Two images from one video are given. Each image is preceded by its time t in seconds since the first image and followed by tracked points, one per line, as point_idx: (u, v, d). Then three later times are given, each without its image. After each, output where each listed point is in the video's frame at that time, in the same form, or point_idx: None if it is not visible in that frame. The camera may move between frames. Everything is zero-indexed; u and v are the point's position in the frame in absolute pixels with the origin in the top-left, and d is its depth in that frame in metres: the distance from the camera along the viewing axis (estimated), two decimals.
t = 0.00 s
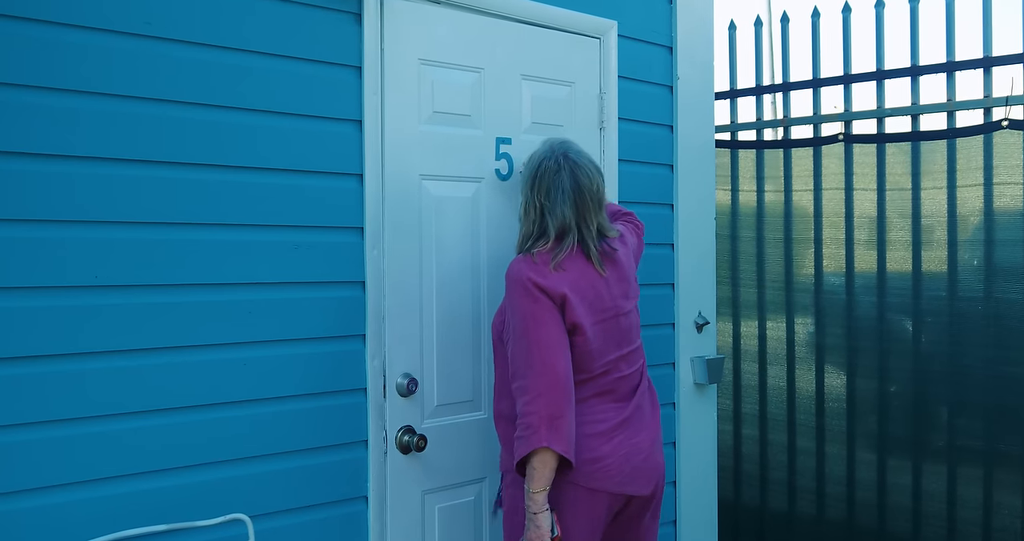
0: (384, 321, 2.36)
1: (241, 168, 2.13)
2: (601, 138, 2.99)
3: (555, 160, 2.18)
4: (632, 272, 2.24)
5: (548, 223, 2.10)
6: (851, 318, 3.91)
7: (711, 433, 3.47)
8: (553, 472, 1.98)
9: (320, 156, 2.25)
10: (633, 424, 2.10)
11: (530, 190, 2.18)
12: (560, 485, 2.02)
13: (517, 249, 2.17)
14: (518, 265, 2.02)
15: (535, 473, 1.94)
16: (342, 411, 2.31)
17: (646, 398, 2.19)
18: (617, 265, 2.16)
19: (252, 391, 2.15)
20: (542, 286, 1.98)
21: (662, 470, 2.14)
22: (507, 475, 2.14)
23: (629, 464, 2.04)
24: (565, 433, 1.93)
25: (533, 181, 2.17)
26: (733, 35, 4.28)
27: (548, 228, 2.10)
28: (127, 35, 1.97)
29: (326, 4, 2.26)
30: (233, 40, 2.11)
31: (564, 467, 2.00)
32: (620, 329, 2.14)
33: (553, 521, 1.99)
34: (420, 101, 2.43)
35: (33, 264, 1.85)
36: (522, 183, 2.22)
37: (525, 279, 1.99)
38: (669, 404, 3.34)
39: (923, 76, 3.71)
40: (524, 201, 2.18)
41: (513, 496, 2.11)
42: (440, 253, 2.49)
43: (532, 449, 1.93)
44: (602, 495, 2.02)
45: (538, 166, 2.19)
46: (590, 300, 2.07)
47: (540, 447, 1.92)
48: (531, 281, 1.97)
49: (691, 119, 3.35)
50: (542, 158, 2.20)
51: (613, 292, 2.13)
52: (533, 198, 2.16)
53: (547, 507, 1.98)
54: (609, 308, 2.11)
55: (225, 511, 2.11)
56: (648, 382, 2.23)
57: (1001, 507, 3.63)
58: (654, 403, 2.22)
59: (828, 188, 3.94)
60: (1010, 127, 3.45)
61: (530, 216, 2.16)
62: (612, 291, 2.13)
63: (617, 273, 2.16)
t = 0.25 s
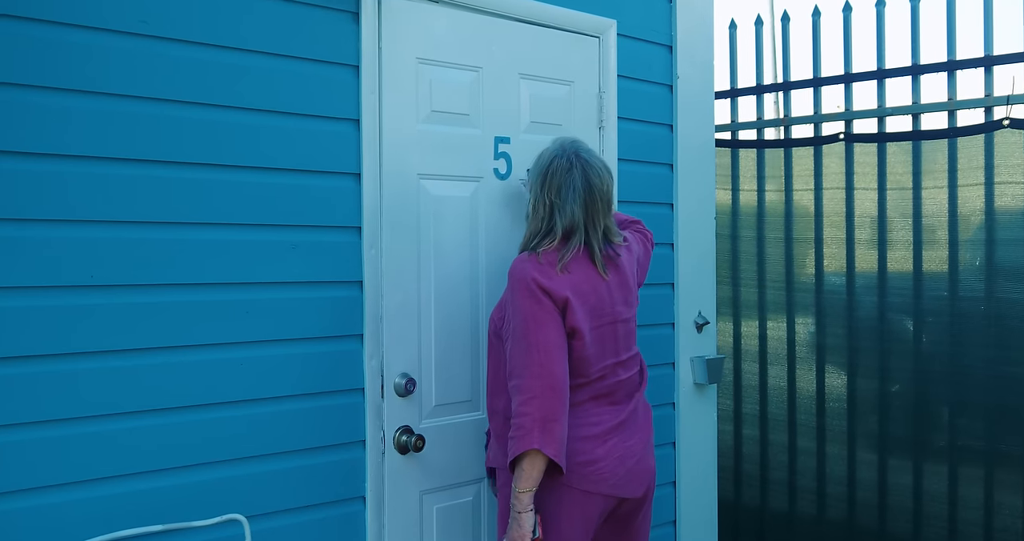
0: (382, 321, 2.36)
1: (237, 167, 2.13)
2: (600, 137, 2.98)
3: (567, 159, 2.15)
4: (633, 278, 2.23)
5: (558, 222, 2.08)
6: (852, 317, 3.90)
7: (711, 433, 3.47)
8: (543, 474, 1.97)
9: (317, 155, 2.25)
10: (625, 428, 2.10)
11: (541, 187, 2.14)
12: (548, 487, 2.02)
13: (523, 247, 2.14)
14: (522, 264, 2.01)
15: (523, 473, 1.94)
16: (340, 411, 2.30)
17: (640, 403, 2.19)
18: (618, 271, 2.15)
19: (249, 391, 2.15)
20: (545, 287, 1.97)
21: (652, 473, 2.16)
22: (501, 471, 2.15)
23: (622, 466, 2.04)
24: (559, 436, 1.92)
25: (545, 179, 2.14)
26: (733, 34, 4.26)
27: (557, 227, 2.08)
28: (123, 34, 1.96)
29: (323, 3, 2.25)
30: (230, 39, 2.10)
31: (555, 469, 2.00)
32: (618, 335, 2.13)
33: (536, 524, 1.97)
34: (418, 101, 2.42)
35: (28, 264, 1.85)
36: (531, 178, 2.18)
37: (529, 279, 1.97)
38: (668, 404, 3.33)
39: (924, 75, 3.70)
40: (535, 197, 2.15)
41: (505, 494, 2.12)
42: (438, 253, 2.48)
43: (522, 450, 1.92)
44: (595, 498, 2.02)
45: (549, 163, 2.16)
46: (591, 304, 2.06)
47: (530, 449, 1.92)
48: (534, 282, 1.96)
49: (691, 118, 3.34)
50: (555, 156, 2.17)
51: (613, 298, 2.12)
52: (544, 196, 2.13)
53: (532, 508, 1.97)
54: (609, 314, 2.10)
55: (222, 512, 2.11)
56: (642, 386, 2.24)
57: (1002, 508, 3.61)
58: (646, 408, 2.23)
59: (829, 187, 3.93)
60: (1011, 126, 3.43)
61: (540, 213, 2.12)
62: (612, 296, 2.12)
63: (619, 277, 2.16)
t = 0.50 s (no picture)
0: (380, 320, 2.35)
1: (234, 166, 2.12)
2: (599, 136, 2.98)
3: (568, 158, 2.14)
4: (632, 279, 2.22)
5: (559, 220, 2.07)
6: (852, 317, 3.89)
7: (711, 432, 3.46)
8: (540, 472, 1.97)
9: (315, 154, 2.25)
10: (622, 426, 2.11)
11: (542, 185, 2.13)
12: (544, 485, 2.02)
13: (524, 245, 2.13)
14: (522, 263, 2.00)
15: (520, 472, 1.94)
16: (337, 410, 2.30)
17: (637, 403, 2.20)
18: (617, 272, 2.15)
19: (247, 390, 2.15)
20: (545, 287, 1.97)
21: (648, 472, 2.17)
22: (496, 468, 2.14)
23: (619, 465, 2.05)
24: (556, 436, 1.92)
25: (546, 177, 2.13)
26: (734, 33, 4.25)
27: (558, 225, 2.08)
28: (119, 33, 1.96)
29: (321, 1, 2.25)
30: (227, 38, 2.10)
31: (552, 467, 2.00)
32: (618, 335, 2.13)
33: (534, 522, 1.98)
34: (417, 100, 2.42)
35: (25, 263, 1.85)
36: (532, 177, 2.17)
37: (529, 278, 1.97)
38: (668, 403, 3.33)
39: (925, 74, 3.70)
40: (535, 196, 2.14)
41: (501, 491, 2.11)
42: (436, 252, 2.48)
43: (520, 450, 1.92)
44: (592, 496, 2.02)
45: (549, 161, 2.15)
46: (589, 305, 2.05)
47: (528, 449, 1.92)
48: (534, 282, 1.96)
49: (691, 117, 3.34)
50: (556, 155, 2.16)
51: (612, 299, 2.11)
52: (545, 194, 2.12)
53: (530, 506, 1.97)
54: (608, 314, 2.10)
55: (219, 511, 2.10)
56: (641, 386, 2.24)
57: (1002, 508, 3.61)
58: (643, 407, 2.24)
59: (830, 186, 3.93)
60: (1012, 124, 3.43)
61: (541, 212, 2.12)
62: (611, 297, 2.11)
63: (619, 278, 2.15)
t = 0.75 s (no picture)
0: (378, 319, 2.35)
1: (232, 164, 2.12)
2: (599, 134, 2.97)
3: (567, 156, 2.13)
4: (631, 279, 2.22)
5: (559, 218, 2.07)
6: (853, 315, 3.88)
7: (711, 431, 3.45)
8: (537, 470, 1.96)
9: (313, 152, 2.24)
10: (620, 426, 2.11)
11: (540, 183, 2.13)
12: (542, 483, 2.01)
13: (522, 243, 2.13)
14: (520, 261, 2.00)
15: (517, 470, 1.93)
16: (336, 409, 2.30)
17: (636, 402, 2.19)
18: (615, 271, 2.14)
19: (244, 389, 2.15)
20: (543, 286, 1.96)
21: (647, 471, 2.16)
22: (495, 467, 2.12)
23: (617, 464, 2.04)
24: (553, 435, 1.92)
25: (544, 175, 2.12)
26: (735, 31, 4.24)
27: (558, 223, 2.07)
28: (116, 31, 1.96)
29: None
30: (224, 36, 2.10)
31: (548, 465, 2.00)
32: (616, 334, 2.12)
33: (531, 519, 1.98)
34: (415, 98, 2.42)
35: (22, 261, 1.85)
36: (530, 175, 2.16)
37: (527, 277, 1.96)
38: (668, 402, 3.32)
39: (926, 72, 3.68)
40: (534, 193, 2.13)
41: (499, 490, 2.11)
42: (435, 250, 2.48)
43: (517, 448, 1.92)
44: (589, 495, 2.02)
45: (547, 159, 2.14)
46: (587, 304, 2.05)
47: (525, 447, 1.92)
48: (532, 280, 1.95)
49: (691, 115, 3.33)
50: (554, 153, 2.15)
51: (610, 298, 2.11)
52: (544, 192, 2.11)
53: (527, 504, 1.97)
54: (606, 313, 2.09)
55: (217, 509, 2.11)
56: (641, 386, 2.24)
57: (1004, 507, 3.59)
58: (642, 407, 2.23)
59: (831, 185, 3.92)
60: (1014, 123, 3.42)
61: (540, 210, 2.11)
62: (609, 296, 2.11)
63: (617, 277, 2.15)
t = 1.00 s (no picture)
0: (377, 317, 2.35)
1: (231, 162, 2.12)
2: (600, 133, 2.96)
3: (565, 153, 2.13)
4: (629, 276, 2.21)
5: (557, 215, 2.06)
6: (856, 315, 3.87)
7: (712, 430, 3.44)
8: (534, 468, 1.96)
9: (312, 151, 2.24)
10: (620, 425, 2.10)
11: (538, 180, 2.12)
12: (539, 481, 2.01)
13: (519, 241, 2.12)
14: (518, 258, 1.99)
15: (514, 468, 1.93)
16: (335, 408, 2.29)
17: (637, 402, 2.18)
18: (613, 268, 2.13)
19: (244, 387, 2.14)
20: (541, 282, 1.95)
21: (648, 470, 2.15)
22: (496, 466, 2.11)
23: (617, 463, 2.04)
24: (551, 432, 1.91)
25: (542, 173, 2.12)
26: (737, 30, 4.27)
27: (556, 220, 2.07)
28: (114, 29, 1.95)
29: None
30: (223, 33, 2.09)
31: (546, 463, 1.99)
32: (615, 332, 2.11)
33: (528, 518, 1.97)
34: (414, 96, 2.42)
35: (21, 259, 1.85)
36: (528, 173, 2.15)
37: (525, 273, 1.95)
38: (669, 402, 3.31)
39: (929, 70, 3.67)
40: (532, 190, 2.12)
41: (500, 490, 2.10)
42: (435, 249, 2.47)
43: (514, 446, 1.91)
44: (589, 494, 2.01)
45: (545, 157, 2.14)
46: (585, 301, 2.04)
47: (523, 445, 1.91)
48: (530, 277, 1.94)
49: (693, 114, 3.32)
50: (552, 152, 2.14)
51: (608, 295, 2.10)
52: (542, 189, 2.11)
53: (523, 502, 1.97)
54: (605, 311, 2.08)
55: (216, 508, 2.10)
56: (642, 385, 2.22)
57: (1006, 507, 3.58)
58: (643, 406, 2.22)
59: (833, 183, 3.90)
60: (1016, 121, 3.40)
61: (538, 207, 2.10)
62: (607, 293, 2.10)
63: (616, 275, 2.14)
